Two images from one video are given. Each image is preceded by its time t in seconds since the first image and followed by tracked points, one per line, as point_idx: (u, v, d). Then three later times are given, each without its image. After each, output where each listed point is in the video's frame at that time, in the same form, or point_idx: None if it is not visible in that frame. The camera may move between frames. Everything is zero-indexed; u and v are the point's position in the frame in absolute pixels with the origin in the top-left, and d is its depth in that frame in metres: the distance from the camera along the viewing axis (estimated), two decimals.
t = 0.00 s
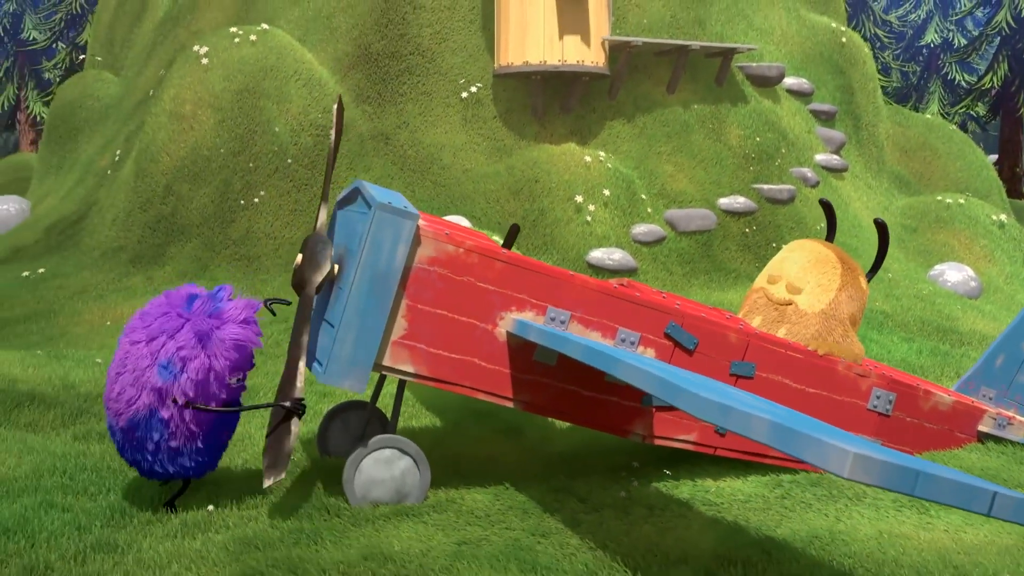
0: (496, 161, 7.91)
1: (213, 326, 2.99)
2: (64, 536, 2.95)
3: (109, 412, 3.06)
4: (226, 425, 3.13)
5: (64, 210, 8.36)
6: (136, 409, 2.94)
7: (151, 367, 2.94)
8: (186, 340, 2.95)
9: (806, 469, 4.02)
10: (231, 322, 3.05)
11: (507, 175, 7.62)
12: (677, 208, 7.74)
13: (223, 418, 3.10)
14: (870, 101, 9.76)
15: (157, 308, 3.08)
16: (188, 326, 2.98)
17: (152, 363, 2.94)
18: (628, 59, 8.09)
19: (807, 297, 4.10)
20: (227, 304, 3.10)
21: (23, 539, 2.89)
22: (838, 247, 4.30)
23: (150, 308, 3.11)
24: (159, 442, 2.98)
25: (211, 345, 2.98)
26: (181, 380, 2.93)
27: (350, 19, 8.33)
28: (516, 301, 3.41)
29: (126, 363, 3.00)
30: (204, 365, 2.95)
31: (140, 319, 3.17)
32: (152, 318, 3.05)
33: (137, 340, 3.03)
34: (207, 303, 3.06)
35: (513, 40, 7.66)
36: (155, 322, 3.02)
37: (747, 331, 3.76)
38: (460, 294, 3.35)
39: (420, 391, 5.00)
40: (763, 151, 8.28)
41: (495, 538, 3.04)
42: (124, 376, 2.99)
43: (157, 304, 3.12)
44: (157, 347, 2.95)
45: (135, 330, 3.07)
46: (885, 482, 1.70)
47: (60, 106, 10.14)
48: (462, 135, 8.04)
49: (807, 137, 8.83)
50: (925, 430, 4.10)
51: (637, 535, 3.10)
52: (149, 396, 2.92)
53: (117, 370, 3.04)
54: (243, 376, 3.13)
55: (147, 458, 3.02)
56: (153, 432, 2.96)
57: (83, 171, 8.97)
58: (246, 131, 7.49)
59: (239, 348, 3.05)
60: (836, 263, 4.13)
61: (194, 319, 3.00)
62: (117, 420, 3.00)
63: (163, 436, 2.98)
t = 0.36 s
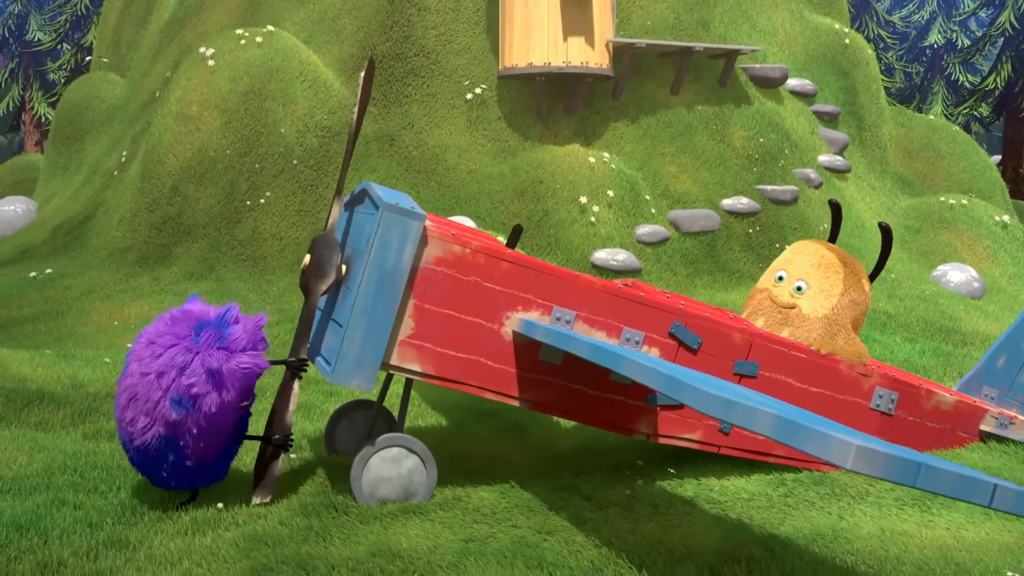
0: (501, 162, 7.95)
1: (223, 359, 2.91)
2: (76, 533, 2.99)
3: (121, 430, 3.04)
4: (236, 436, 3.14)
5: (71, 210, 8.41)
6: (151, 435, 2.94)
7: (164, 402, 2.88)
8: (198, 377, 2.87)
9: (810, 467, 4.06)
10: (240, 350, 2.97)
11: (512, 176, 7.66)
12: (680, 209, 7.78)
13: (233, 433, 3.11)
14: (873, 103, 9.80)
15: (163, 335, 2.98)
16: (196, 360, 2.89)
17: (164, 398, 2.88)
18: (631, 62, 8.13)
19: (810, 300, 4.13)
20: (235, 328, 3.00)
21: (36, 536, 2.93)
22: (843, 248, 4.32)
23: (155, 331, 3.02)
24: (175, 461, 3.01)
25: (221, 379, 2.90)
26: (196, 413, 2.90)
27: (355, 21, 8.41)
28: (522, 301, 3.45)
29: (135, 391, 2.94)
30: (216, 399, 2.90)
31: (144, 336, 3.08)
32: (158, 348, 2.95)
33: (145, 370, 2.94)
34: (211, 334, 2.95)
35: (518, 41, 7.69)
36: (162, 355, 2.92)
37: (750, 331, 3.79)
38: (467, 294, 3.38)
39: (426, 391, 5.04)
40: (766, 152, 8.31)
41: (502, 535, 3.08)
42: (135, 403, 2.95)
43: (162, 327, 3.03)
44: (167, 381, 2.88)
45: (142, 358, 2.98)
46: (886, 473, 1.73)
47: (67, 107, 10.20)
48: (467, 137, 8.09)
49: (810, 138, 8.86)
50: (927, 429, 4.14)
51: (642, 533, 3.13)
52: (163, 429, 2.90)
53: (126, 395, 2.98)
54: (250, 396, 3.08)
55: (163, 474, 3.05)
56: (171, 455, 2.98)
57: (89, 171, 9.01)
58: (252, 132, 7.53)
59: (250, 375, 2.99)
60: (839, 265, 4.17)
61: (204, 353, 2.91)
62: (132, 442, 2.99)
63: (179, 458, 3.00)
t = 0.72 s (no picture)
0: (501, 162, 7.96)
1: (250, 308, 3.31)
2: (78, 533, 2.99)
3: (152, 392, 3.02)
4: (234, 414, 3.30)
5: (71, 211, 8.42)
6: (209, 371, 3.04)
7: (225, 333, 3.12)
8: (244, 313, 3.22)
9: (810, 467, 4.07)
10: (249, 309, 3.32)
11: (512, 176, 7.66)
12: (680, 209, 7.79)
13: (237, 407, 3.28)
14: (873, 103, 9.81)
15: (191, 298, 3.20)
16: (237, 304, 3.24)
17: (223, 331, 3.12)
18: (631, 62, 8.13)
19: (811, 300, 4.14)
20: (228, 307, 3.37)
21: (38, 535, 2.94)
22: (843, 249, 4.33)
23: (174, 301, 3.19)
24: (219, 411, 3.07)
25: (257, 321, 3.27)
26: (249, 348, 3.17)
27: (356, 21, 8.43)
28: (523, 301, 3.46)
29: (185, 337, 3.06)
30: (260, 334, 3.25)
31: (151, 317, 3.18)
32: (193, 303, 3.17)
33: (188, 320, 3.11)
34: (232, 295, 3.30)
35: (518, 41, 7.70)
36: (202, 304, 3.18)
37: (750, 331, 3.80)
38: (468, 294, 3.39)
39: (427, 391, 5.05)
40: (766, 153, 8.32)
41: (503, 535, 3.09)
42: (188, 347, 3.05)
43: (177, 300, 3.21)
44: (222, 322, 3.14)
45: (175, 316, 3.12)
46: (886, 473, 1.74)
47: (68, 108, 10.20)
48: (468, 137, 8.10)
49: (811, 138, 8.87)
50: (927, 429, 4.15)
51: (643, 532, 3.14)
52: (227, 358, 3.08)
53: (167, 348, 3.04)
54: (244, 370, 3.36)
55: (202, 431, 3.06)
56: (219, 399, 3.06)
57: (90, 171, 9.02)
58: (253, 132, 7.54)
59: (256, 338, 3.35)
60: (839, 265, 4.18)
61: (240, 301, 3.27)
62: (176, 392, 3.01)
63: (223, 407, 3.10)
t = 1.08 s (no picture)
0: (501, 162, 7.96)
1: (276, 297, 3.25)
2: (80, 532, 2.99)
3: (155, 377, 3.08)
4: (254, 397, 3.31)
5: (72, 211, 8.41)
6: (208, 367, 3.05)
7: (234, 329, 3.11)
8: (263, 306, 3.18)
9: (810, 466, 4.08)
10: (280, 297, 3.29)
11: (512, 176, 7.67)
12: (681, 209, 7.80)
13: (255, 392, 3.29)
14: (873, 103, 9.82)
15: (215, 281, 3.21)
16: (258, 295, 3.19)
17: (233, 326, 3.11)
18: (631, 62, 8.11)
19: (810, 300, 4.15)
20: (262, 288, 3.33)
21: (40, 535, 2.94)
22: (843, 249, 4.33)
23: (197, 284, 3.19)
24: (217, 405, 3.09)
25: (279, 313, 3.22)
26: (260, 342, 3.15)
27: (356, 22, 8.46)
28: (524, 300, 3.46)
29: (193, 328, 3.08)
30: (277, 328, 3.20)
31: (174, 297, 3.22)
32: (212, 291, 3.16)
33: (200, 309, 3.12)
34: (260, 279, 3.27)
35: (518, 41, 7.70)
36: (219, 292, 3.16)
37: (749, 331, 3.81)
38: (469, 294, 3.40)
39: (427, 390, 5.06)
40: (766, 153, 8.32)
41: (503, 534, 3.09)
42: (193, 338, 3.08)
43: (202, 282, 3.22)
44: (235, 314, 3.13)
45: (192, 302, 3.14)
46: (887, 470, 1.75)
47: (68, 108, 10.21)
48: (468, 137, 8.11)
49: (811, 138, 8.88)
50: (927, 429, 4.15)
51: (644, 532, 3.15)
52: (230, 355, 3.07)
53: (176, 337, 3.09)
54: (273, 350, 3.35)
55: (195, 421, 3.09)
56: (217, 395, 3.08)
57: (91, 171, 9.03)
58: (253, 132, 7.53)
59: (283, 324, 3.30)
60: (839, 265, 4.18)
61: (263, 289, 3.23)
62: (173, 382, 3.06)
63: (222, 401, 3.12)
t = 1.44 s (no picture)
0: (502, 162, 7.97)
1: (228, 325, 2.99)
2: (82, 532, 3.00)
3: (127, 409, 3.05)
4: (242, 420, 3.11)
5: (73, 211, 8.42)
6: (150, 405, 2.94)
7: (167, 366, 2.94)
8: (201, 340, 2.95)
9: (809, 466, 4.08)
10: (244, 320, 3.03)
11: (513, 176, 7.67)
12: (681, 209, 7.81)
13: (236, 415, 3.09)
14: (873, 103, 9.83)
15: (175, 308, 3.07)
16: (201, 325, 2.98)
17: (169, 362, 2.94)
18: (631, 62, 8.12)
19: (810, 301, 4.15)
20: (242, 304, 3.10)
21: (42, 534, 2.95)
22: (843, 250, 4.34)
23: (164, 310, 3.10)
24: (175, 440, 2.98)
25: (221, 343, 2.96)
26: (199, 376, 2.93)
27: (356, 22, 8.48)
28: (524, 301, 3.47)
29: (141, 364, 3.00)
30: (219, 363, 2.95)
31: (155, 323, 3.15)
32: (165, 323, 3.04)
33: (154, 339, 3.03)
34: (217, 303, 3.04)
35: (519, 41, 7.71)
36: (171, 322, 3.03)
37: (750, 331, 3.81)
38: (470, 294, 3.40)
39: (428, 390, 5.07)
40: (766, 153, 8.33)
41: (504, 533, 3.10)
42: (140, 374, 2.99)
43: (170, 308, 3.10)
44: (173, 348, 2.96)
45: (150, 329, 3.06)
46: (885, 475, 1.75)
47: (68, 109, 10.22)
48: (468, 137, 8.11)
49: (811, 138, 8.88)
50: (927, 429, 4.16)
51: (645, 531, 3.15)
52: (165, 393, 2.92)
53: (133, 372, 3.03)
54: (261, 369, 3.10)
55: (160, 456, 3.01)
56: (168, 431, 2.96)
57: (91, 171, 9.04)
58: (253, 132, 7.54)
59: (255, 348, 3.04)
60: (839, 266, 4.19)
61: (210, 318, 2.99)
62: (133, 417, 3.00)
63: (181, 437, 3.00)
